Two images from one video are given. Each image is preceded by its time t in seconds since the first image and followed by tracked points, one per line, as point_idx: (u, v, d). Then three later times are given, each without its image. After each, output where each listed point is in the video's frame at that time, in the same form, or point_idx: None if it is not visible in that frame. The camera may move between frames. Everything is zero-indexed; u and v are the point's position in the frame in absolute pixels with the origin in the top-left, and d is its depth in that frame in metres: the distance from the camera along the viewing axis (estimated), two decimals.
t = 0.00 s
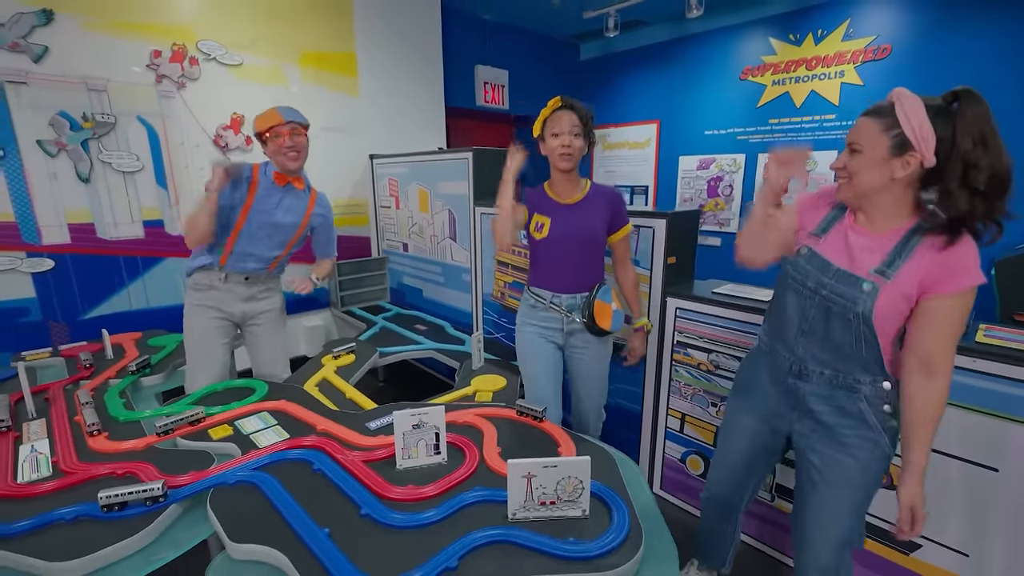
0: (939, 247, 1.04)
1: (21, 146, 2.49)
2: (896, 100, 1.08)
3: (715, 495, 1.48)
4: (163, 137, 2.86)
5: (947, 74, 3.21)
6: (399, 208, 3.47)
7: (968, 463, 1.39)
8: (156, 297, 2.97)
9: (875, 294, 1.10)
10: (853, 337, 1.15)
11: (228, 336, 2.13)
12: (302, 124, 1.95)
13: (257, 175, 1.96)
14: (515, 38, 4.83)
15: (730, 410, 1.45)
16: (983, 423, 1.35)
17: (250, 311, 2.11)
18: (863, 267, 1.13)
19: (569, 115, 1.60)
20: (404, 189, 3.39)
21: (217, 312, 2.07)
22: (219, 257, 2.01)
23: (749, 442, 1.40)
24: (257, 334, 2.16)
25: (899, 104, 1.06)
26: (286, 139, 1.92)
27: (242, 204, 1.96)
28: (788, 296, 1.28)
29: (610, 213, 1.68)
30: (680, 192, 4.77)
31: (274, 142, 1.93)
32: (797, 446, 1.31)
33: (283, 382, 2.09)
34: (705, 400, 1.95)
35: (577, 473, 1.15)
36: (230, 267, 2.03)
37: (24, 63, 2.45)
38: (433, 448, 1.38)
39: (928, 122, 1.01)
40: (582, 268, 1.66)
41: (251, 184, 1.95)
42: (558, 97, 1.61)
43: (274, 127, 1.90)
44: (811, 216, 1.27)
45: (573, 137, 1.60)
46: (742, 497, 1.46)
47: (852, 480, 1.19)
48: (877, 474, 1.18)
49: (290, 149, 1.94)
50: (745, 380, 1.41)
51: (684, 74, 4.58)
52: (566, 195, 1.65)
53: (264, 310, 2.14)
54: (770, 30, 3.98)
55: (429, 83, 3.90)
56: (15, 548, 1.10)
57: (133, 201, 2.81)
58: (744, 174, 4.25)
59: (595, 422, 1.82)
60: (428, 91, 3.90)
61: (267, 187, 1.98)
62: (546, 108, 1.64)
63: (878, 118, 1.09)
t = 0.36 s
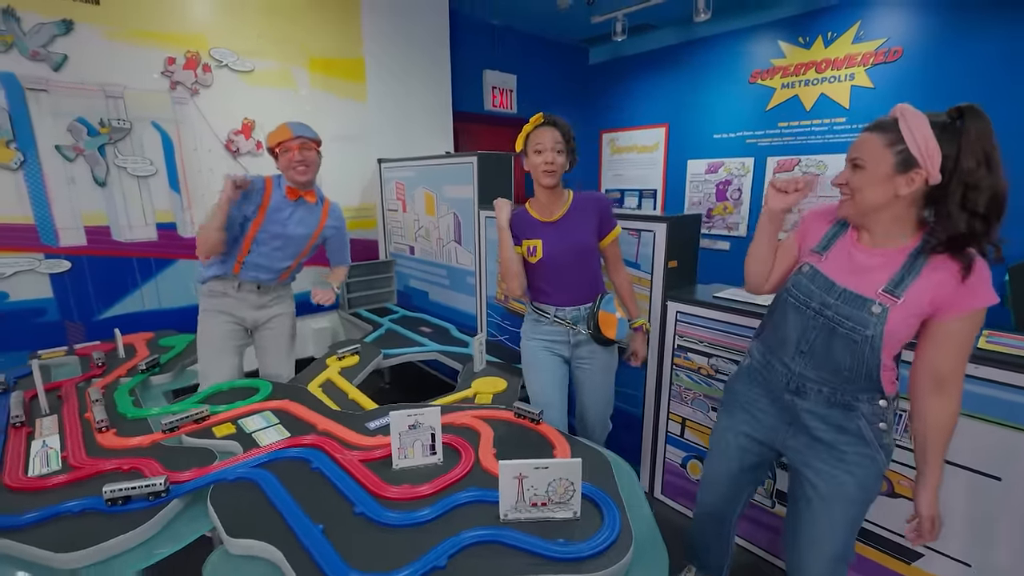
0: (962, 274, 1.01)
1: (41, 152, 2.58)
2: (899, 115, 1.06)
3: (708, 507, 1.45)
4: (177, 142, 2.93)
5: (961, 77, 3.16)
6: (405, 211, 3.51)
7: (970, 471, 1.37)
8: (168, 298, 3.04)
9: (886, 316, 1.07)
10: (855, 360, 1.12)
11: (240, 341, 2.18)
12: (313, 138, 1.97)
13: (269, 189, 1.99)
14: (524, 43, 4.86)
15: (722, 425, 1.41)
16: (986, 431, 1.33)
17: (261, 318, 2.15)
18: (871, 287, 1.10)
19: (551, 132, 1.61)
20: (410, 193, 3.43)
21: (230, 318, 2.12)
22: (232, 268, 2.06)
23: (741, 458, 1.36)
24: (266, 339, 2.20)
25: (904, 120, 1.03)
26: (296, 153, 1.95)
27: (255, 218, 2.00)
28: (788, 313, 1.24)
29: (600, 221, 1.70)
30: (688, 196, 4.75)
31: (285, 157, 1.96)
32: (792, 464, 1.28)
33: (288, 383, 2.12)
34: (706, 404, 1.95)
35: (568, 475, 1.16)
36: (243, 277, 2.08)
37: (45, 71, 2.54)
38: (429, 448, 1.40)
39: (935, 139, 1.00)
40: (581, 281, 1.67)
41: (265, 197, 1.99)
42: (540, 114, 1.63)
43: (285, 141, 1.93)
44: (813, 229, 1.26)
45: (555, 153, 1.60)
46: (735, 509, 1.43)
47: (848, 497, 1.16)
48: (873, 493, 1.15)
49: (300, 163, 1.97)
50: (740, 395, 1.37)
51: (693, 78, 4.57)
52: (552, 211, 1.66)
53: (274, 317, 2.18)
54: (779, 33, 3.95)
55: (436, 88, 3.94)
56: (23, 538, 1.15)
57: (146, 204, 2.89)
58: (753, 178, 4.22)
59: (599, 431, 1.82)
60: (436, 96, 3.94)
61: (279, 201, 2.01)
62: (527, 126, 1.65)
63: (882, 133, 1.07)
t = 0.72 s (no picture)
0: (956, 279, 1.01)
1: (66, 154, 2.69)
2: (896, 117, 1.05)
3: (703, 508, 1.45)
4: (195, 144, 3.03)
5: (980, 77, 3.10)
6: (415, 212, 3.56)
7: (972, 475, 1.36)
8: (185, 296, 3.14)
9: (878, 320, 1.07)
10: (847, 363, 1.12)
11: (256, 332, 2.23)
12: (314, 124, 2.02)
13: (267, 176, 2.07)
14: (535, 45, 4.89)
15: (715, 426, 1.41)
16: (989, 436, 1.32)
17: (275, 310, 2.20)
18: (865, 291, 1.10)
19: (549, 131, 1.63)
20: (420, 193, 3.48)
21: (245, 311, 2.16)
22: (243, 261, 2.11)
23: (733, 459, 1.36)
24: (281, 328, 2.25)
25: (901, 123, 1.03)
26: (298, 139, 1.99)
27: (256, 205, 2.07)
28: (781, 315, 1.24)
29: (600, 219, 1.71)
30: (700, 197, 4.72)
31: (286, 140, 2.01)
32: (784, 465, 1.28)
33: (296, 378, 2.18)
34: (708, 405, 1.95)
35: (560, 470, 1.17)
36: (255, 270, 2.13)
37: (70, 77, 2.65)
38: (427, 443, 1.43)
39: (930, 142, 0.99)
40: (578, 279, 1.69)
41: (263, 185, 2.07)
42: (538, 114, 1.65)
43: (286, 126, 1.97)
44: (808, 232, 1.26)
45: (554, 151, 1.62)
46: (730, 510, 1.43)
47: (840, 498, 1.15)
48: (865, 494, 1.15)
49: (300, 148, 2.01)
50: (733, 396, 1.37)
51: (705, 79, 4.54)
52: (552, 210, 1.68)
53: (288, 308, 2.23)
54: (793, 33, 3.91)
55: (447, 90, 3.99)
56: (41, 520, 1.21)
57: (165, 204, 2.98)
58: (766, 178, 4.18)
59: (599, 428, 1.83)
60: (447, 98, 3.99)
61: (279, 186, 2.09)
62: (526, 125, 1.67)
63: (878, 135, 1.07)
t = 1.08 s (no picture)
0: (939, 270, 1.01)
1: (92, 158, 2.81)
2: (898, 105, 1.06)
3: (704, 509, 1.45)
4: (213, 148, 3.14)
5: (999, 77, 3.03)
6: (425, 214, 3.62)
7: (972, 481, 1.36)
8: (203, 295, 3.25)
9: (868, 309, 1.06)
10: (838, 355, 1.11)
11: (272, 324, 2.30)
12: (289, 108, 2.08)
13: (254, 169, 2.15)
14: (547, 49, 4.92)
15: (712, 425, 1.41)
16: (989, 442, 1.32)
17: (290, 302, 2.28)
18: (853, 281, 1.10)
19: (536, 135, 1.64)
20: (430, 196, 3.54)
21: (261, 305, 2.23)
22: (249, 256, 2.17)
23: (730, 459, 1.37)
24: (296, 321, 2.34)
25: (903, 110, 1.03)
26: (274, 120, 2.05)
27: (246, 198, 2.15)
28: (774, 309, 1.25)
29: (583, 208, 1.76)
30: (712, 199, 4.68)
31: (265, 125, 2.06)
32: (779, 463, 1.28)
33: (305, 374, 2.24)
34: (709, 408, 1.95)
35: (551, 466, 1.20)
36: (261, 265, 2.19)
37: (97, 85, 2.77)
38: (425, 439, 1.47)
39: (928, 132, 1.00)
40: (571, 265, 1.72)
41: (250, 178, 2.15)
42: (522, 117, 1.65)
43: (264, 110, 2.04)
44: (800, 223, 1.27)
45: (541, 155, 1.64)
46: (732, 511, 1.44)
47: (833, 498, 1.15)
48: (857, 497, 1.15)
49: (278, 131, 2.06)
50: (728, 394, 1.38)
51: (717, 81, 4.51)
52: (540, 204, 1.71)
53: (301, 300, 2.31)
54: (807, 34, 3.87)
55: (459, 94, 4.04)
56: (60, 504, 1.28)
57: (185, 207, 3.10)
58: (779, 181, 4.13)
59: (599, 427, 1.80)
60: (458, 102, 4.05)
61: (265, 177, 2.16)
62: (510, 130, 1.68)
63: (880, 120, 1.07)
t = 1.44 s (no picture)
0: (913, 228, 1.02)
1: (110, 162, 2.90)
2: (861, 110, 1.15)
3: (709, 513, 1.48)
4: (226, 152, 3.23)
5: (1008, 79, 3.01)
6: (432, 216, 3.68)
7: (966, 483, 1.37)
8: (214, 295, 3.33)
9: (852, 289, 1.08)
10: (829, 340, 1.12)
11: (263, 327, 2.35)
12: (277, 128, 2.05)
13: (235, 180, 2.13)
14: (554, 53, 4.97)
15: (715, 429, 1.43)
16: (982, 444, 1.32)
17: (281, 306, 2.34)
18: (835, 264, 1.12)
19: (522, 124, 1.68)
20: (436, 199, 3.59)
21: (252, 309, 2.29)
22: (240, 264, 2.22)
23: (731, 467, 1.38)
24: (289, 325, 2.39)
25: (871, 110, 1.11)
26: (262, 143, 2.04)
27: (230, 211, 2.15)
28: (769, 306, 1.26)
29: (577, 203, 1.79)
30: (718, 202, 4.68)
31: (248, 143, 2.05)
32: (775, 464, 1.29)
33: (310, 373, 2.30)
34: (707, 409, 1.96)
35: (544, 462, 1.23)
36: (251, 271, 2.24)
37: (115, 91, 2.86)
38: (424, 435, 1.50)
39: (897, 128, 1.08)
40: (562, 264, 1.74)
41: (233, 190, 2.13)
42: (508, 109, 1.70)
43: (251, 131, 2.02)
44: (780, 228, 1.30)
45: (529, 143, 1.67)
46: (735, 513, 1.46)
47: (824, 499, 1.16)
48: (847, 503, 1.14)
49: (263, 153, 2.07)
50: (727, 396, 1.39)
51: (724, 84, 4.52)
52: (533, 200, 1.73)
53: (293, 304, 2.36)
54: (814, 37, 3.87)
55: (466, 99, 4.10)
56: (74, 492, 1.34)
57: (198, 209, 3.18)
58: (785, 183, 4.12)
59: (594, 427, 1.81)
60: (465, 106, 4.10)
61: (246, 188, 2.15)
62: (497, 122, 1.73)
63: (854, 115, 1.13)
